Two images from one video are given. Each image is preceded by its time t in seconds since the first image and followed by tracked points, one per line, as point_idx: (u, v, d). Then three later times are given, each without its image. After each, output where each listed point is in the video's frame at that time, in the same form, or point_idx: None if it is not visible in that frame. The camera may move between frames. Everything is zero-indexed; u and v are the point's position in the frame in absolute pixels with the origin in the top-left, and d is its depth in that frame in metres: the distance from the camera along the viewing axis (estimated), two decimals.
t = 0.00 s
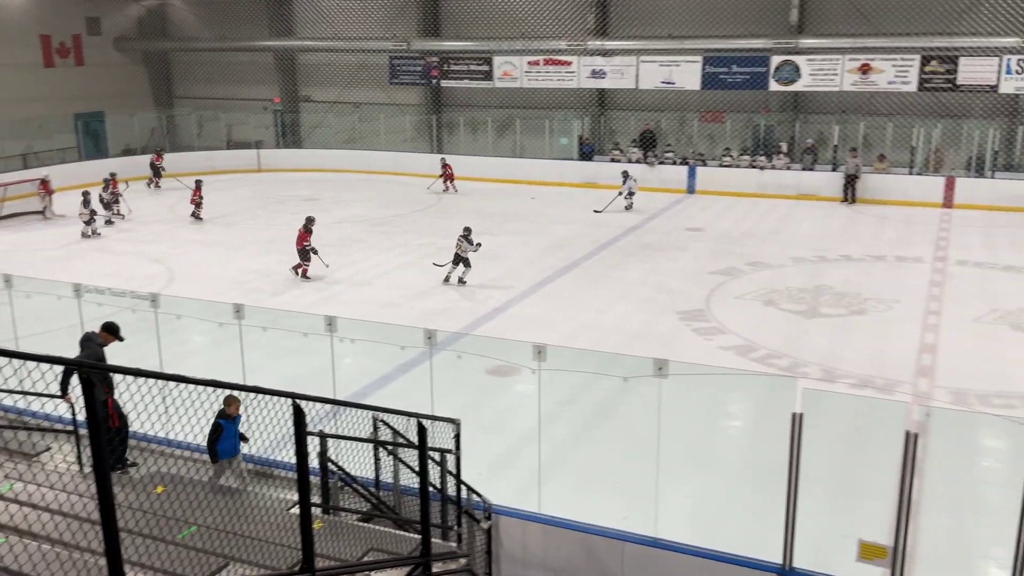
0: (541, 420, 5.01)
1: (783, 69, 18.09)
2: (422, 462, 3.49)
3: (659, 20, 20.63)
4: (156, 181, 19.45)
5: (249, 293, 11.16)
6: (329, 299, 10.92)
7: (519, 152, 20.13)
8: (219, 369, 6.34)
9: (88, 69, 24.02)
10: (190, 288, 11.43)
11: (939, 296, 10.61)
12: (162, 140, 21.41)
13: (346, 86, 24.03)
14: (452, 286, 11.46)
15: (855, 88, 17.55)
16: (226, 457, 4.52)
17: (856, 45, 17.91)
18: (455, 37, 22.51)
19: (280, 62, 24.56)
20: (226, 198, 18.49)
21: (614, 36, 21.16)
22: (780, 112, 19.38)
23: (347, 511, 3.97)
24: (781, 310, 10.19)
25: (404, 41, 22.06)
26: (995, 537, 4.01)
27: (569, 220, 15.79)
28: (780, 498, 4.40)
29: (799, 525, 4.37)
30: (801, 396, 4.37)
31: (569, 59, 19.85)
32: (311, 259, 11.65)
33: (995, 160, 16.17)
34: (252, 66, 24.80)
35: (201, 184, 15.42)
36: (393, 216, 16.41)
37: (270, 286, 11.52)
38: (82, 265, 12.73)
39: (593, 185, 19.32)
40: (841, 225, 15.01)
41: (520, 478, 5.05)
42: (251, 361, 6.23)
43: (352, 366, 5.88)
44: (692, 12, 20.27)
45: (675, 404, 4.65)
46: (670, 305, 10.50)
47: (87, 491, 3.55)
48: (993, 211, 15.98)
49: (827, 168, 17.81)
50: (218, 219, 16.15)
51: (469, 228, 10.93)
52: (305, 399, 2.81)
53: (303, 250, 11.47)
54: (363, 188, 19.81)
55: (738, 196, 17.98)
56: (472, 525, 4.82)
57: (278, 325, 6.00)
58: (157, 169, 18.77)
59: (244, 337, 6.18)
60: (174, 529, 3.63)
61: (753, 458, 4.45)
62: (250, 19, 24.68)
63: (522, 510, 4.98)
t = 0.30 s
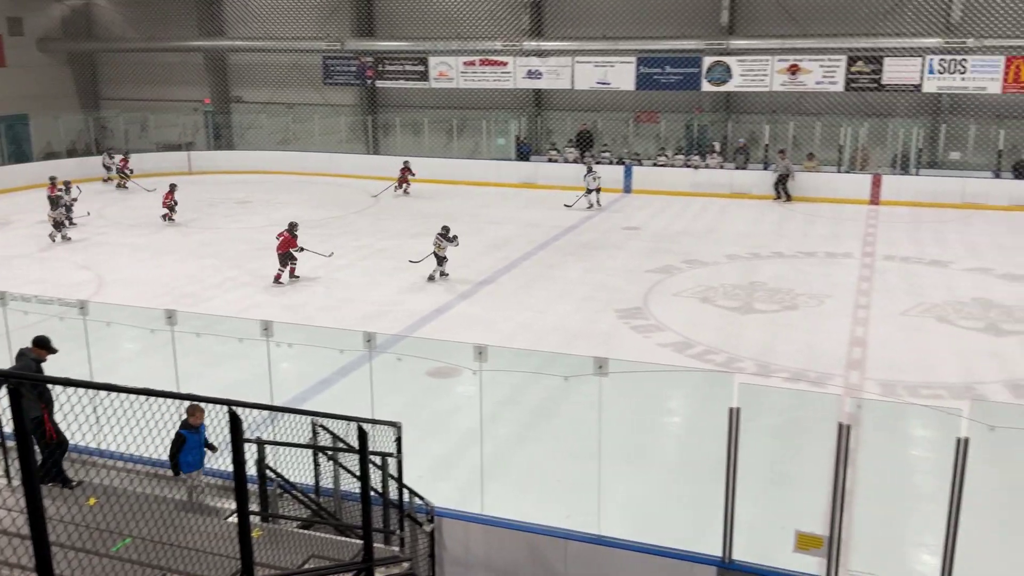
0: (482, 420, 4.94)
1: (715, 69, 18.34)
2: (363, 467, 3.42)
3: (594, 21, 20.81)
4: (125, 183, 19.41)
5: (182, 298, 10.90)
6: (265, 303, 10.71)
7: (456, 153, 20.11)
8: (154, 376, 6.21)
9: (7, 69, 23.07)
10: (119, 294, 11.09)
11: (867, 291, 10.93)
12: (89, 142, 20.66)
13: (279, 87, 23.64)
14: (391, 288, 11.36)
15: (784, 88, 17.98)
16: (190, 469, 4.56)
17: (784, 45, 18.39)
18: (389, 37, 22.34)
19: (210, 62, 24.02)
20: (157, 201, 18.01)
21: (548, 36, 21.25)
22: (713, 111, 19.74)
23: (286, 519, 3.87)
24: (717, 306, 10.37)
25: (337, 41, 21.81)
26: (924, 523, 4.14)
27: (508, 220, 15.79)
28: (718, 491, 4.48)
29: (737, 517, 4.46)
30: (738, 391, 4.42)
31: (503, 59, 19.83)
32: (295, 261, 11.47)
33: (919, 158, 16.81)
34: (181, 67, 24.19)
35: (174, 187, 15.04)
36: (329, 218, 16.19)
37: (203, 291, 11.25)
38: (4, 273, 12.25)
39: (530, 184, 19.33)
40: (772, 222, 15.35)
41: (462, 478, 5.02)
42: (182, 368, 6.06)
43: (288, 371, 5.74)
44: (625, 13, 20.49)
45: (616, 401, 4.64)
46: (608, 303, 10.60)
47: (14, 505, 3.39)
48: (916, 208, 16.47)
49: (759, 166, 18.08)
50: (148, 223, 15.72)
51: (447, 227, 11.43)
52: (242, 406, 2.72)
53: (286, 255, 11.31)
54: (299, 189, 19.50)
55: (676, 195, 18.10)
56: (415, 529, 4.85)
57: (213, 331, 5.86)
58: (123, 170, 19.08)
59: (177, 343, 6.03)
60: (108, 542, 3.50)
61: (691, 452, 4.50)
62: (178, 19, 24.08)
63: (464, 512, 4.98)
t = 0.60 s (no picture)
0: (427, 423, 4.91)
1: (651, 70, 18.62)
2: (305, 472, 3.38)
3: (531, 22, 20.91)
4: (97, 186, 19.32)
5: (116, 305, 10.59)
6: (203, 308, 10.49)
7: (396, 153, 20.00)
8: (84, 387, 5.93)
9: None
10: (49, 301, 10.74)
11: (803, 286, 11.18)
12: (16, 145, 19.78)
13: (214, 88, 23.20)
14: (332, 291, 11.23)
15: (720, 88, 18.26)
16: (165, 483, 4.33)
17: (719, 46, 18.60)
18: (326, 37, 22.11)
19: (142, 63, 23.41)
20: (88, 205, 17.49)
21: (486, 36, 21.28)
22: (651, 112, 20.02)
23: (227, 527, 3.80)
24: (658, 304, 10.49)
25: (273, 41, 21.49)
26: (862, 513, 4.24)
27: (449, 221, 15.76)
28: (662, 486, 4.52)
29: (680, 512, 4.51)
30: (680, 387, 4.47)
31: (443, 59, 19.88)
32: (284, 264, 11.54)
33: (850, 157, 17.25)
34: (111, 68, 23.51)
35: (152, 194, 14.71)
36: (268, 220, 15.94)
37: (139, 297, 10.97)
38: None
39: (471, 185, 19.39)
40: (710, 221, 15.61)
41: (407, 481, 4.96)
42: (118, 378, 5.90)
43: (227, 378, 5.59)
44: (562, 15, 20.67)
45: (559, 400, 4.67)
46: (551, 302, 10.64)
47: None
48: (846, 204, 16.98)
49: (696, 166, 18.20)
50: (79, 228, 15.26)
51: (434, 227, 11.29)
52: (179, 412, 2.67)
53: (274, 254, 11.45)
54: (237, 192, 19.16)
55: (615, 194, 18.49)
56: (359, 534, 4.81)
57: (149, 338, 5.72)
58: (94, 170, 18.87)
59: (112, 350, 5.86)
60: (43, 555, 3.39)
61: (634, 449, 4.54)
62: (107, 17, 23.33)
63: (409, 515, 4.94)
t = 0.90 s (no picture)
0: (337, 428, 4.80)
1: (555, 70, 18.80)
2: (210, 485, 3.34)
3: (434, 21, 20.83)
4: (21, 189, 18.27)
5: (3, 316, 10.03)
6: (98, 317, 10.05)
7: (299, 155, 19.62)
8: None
9: None
10: None
11: (705, 281, 11.48)
12: None
13: (106, 89, 22.26)
14: (235, 297, 10.93)
15: (621, 88, 18.61)
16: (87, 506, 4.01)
17: (619, 47, 19.02)
18: (223, 37, 21.49)
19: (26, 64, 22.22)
20: None
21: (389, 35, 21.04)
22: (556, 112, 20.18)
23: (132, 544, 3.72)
24: (567, 302, 10.60)
25: (168, 41, 20.76)
26: (767, 500, 4.38)
27: (355, 223, 15.54)
28: (575, 482, 4.56)
29: (594, 506, 4.56)
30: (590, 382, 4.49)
31: (344, 58, 19.55)
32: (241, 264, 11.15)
33: (747, 155, 17.98)
34: None
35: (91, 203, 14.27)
36: (166, 225, 15.38)
37: (27, 307, 10.42)
38: None
39: (378, 186, 19.10)
40: (616, 218, 15.86)
41: (318, 488, 4.85)
42: (10, 396, 5.53)
43: (127, 389, 5.31)
44: (465, 15, 20.67)
45: (471, 401, 4.63)
46: (461, 303, 10.62)
47: None
48: (747, 201, 17.37)
49: (602, 165, 18.64)
50: None
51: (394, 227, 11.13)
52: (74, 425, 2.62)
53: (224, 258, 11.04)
54: (132, 196, 18.41)
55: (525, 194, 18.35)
56: (269, 544, 4.68)
57: (43, 350, 5.44)
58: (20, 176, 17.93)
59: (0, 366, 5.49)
60: None
61: (547, 447, 4.55)
62: None
63: (322, 523, 4.85)
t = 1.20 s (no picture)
0: (250, 436, 4.69)
1: (466, 70, 18.79)
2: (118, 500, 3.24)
3: (341, 22, 20.52)
4: None
5: None
6: None
7: (205, 157, 19.09)
8: None
9: None
10: None
11: (618, 279, 11.65)
12: None
13: None
14: (140, 304, 10.53)
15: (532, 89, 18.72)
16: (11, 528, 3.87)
17: (529, 47, 19.11)
18: (122, 37, 20.67)
19: None
20: None
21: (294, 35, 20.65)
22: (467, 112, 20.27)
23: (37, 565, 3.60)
24: (482, 302, 10.59)
25: (63, 41, 19.87)
26: (683, 491, 4.45)
27: (265, 226, 15.18)
28: (494, 482, 4.55)
29: (514, 505, 4.55)
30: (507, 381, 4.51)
31: (248, 58, 19.08)
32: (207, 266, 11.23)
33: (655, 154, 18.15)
34: None
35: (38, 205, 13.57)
36: (63, 232, 14.70)
37: None
38: None
39: (286, 189, 18.76)
40: (530, 218, 15.93)
41: (230, 499, 4.70)
42: None
43: (25, 403, 4.99)
44: (373, 15, 20.45)
45: (388, 404, 4.57)
46: (375, 305, 10.49)
47: None
48: (656, 198, 17.79)
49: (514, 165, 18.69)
50: None
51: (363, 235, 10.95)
52: None
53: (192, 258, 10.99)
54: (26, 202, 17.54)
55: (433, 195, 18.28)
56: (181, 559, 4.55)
57: None
58: None
59: None
60: None
61: (464, 448, 4.54)
62: None
63: (236, 534, 4.70)
